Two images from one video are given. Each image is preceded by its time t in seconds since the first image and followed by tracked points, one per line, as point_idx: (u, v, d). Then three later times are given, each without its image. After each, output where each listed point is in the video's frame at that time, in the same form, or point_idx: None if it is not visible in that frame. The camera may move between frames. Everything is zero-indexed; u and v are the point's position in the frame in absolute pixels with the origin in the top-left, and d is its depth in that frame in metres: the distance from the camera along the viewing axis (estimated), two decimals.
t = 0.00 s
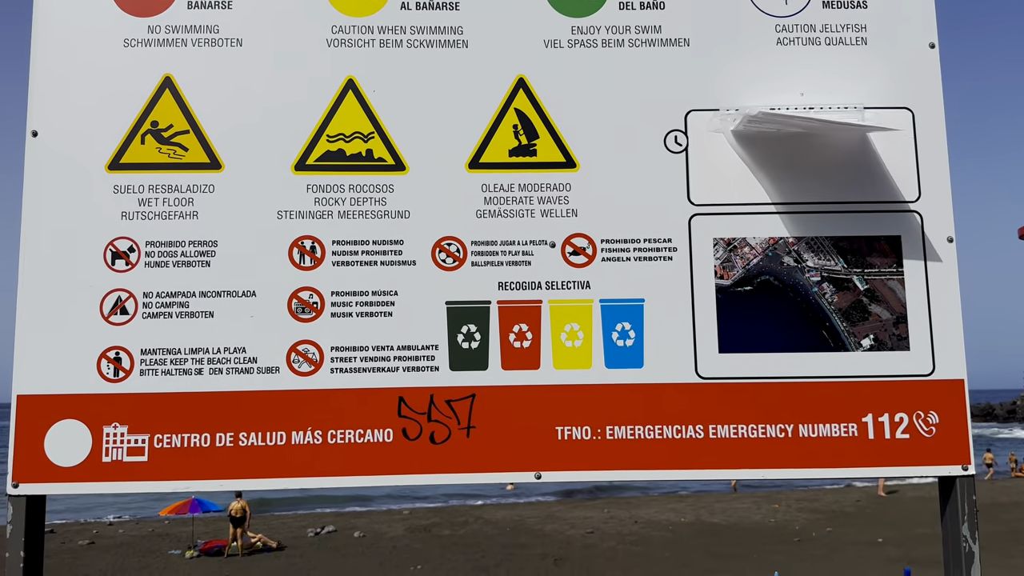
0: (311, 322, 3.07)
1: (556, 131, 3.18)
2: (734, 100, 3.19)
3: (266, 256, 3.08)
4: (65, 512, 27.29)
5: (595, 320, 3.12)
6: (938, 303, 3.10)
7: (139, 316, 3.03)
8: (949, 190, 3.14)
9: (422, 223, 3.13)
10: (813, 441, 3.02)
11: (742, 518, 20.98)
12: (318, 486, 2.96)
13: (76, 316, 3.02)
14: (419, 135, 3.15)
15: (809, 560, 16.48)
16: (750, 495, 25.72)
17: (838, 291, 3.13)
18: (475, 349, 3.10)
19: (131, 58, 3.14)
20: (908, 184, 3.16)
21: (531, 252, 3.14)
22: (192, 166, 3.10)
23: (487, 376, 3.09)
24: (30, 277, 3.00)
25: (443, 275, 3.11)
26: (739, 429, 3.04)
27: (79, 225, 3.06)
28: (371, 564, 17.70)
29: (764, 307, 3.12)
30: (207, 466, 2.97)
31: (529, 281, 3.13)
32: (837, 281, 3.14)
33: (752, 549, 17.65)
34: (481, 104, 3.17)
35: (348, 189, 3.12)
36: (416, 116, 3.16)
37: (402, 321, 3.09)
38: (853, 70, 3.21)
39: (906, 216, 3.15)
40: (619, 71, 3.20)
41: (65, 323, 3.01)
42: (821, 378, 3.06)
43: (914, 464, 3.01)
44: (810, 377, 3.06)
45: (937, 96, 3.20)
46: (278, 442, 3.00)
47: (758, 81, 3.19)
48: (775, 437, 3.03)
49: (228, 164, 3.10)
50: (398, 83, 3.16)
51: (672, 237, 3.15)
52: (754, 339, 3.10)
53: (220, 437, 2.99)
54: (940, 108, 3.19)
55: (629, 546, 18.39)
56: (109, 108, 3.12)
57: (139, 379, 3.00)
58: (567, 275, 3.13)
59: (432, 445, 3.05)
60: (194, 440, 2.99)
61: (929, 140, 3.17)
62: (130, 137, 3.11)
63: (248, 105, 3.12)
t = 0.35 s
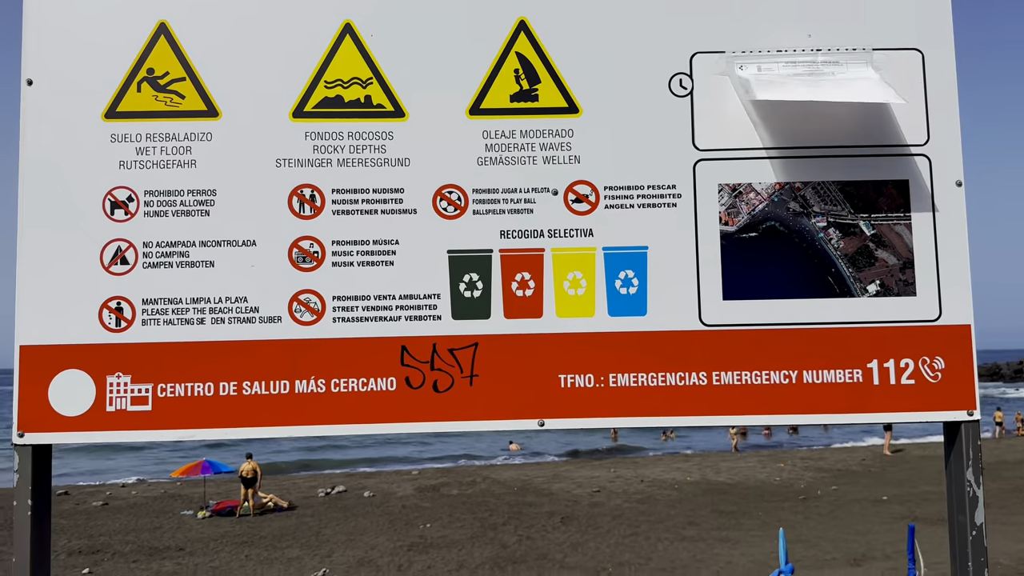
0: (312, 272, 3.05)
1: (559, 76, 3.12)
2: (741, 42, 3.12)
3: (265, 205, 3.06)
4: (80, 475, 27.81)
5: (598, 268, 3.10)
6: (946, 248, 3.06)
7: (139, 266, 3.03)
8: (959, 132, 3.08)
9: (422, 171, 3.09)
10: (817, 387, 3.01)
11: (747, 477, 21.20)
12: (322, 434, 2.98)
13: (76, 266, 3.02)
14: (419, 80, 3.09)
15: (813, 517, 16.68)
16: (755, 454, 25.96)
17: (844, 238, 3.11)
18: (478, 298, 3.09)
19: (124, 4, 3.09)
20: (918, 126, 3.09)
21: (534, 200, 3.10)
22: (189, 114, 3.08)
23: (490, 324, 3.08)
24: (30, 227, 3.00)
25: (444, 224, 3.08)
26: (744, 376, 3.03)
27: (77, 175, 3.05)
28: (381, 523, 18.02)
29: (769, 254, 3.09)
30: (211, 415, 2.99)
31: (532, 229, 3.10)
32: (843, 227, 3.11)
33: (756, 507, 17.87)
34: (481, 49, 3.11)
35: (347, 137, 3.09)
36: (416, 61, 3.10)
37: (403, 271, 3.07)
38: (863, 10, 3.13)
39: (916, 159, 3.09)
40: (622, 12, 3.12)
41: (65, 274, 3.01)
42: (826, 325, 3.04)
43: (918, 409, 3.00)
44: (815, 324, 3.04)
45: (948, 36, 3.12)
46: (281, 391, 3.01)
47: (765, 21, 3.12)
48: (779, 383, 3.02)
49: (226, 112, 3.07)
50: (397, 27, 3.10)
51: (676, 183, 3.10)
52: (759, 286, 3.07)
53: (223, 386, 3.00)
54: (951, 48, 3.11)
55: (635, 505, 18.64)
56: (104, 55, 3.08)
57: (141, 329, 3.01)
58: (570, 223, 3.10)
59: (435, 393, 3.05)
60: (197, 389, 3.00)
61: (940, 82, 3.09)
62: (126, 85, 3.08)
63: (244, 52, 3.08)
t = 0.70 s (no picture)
0: (314, 226, 3.04)
1: (561, 25, 3.06)
2: None
3: (264, 159, 3.03)
4: (92, 444, 28.22)
5: (601, 220, 3.07)
6: (952, 197, 3.04)
7: (139, 221, 3.02)
8: (968, 78, 3.02)
9: (422, 123, 3.05)
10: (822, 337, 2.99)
11: (751, 441, 21.35)
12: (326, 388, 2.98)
13: (77, 221, 3.02)
14: (418, 30, 3.04)
15: (817, 479, 16.82)
16: (759, 419, 26.11)
17: (850, 186, 3.08)
18: (480, 251, 3.07)
19: None
20: (926, 73, 3.04)
21: (536, 152, 3.06)
22: (186, 67, 3.03)
23: (492, 278, 3.06)
24: (28, 182, 2.99)
25: (445, 177, 3.05)
26: (748, 327, 3.01)
27: (74, 129, 3.02)
28: (389, 488, 18.26)
29: (775, 204, 3.06)
30: (215, 369, 3.00)
31: (534, 181, 3.07)
32: (850, 175, 3.08)
33: (760, 470, 18.01)
34: None
35: (346, 89, 3.05)
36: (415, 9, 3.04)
37: (405, 224, 3.05)
38: None
39: (924, 106, 3.05)
40: None
41: (66, 229, 3.01)
42: (831, 275, 3.01)
43: (924, 358, 2.99)
44: (819, 274, 3.02)
45: None
46: (285, 345, 3.01)
47: None
48: (784, 334, 3.00)
49: (224, 64, 3.02)
50: None
51: (680, 133, 3.05)
52: (764, 237, 3.05)
53: (226, 341, 3.00)
54: None
55: (640, 469, 18.82)
56: (98, 6, 3.03)
57: (142, 285, 3.01)
58: (573, 175, 3.06)
59: (438, 347, 3.05)
60: (201, 344, 3.00)
61: (949, 26, 3.03)
62: (121, 37, 3.03)
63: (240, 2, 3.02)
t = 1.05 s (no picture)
0: (313, 186, 3.02)
1: None
2: None
3: (262, 118, 3.00)
4: (99, 419, 28.47)
5: (603, 177, 3.04)
6: (957, 151, 3.01)
7: (139, 182, 3.01)
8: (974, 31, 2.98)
9: (421, 80, 3.01)
10: (825, 294, 2.98)
11: (754, 410, 21.47)
12: (328, 348, 2.98)
13: (76, 181, 3.00)
14: None
15: (819, 448, 16.93)
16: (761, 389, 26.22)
17: (854, 141, 3.06)
18: (481, 210, 3.04)
19: None
20: (932, 26, 3.00)
21: (537, 109, 3.02)
22: (183, 25, 2.99)
23: (494, 237, 3.04)
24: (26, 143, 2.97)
25: (445, 135, 3.01)
26: (751, 285, 3.00)
27: (70, 88, 2.99)
28: (393, 459, 18.43)
29: (779, 159, 3.04)
30: (217, 330, 3.00)
31: (536, 139, 3.03)
32: (854, 130, 3.06)
33: (763, 439, 18.14)
34: None
35: (344, 46, 3.00)
36: None
37: (405, 184, 3.02)
38: None
39: (929, 59, 3.01)
40: None
41: (64, 190, 2.99)
42: (835, 232, 3.00)
43: (928, 314, 2.98)
44: (823, 231, 2.99)
45: None
46: (286, 306, 3.00)
47: None
48: (787, 291, 2.98)
49: (220, 22, 2.98)
50: None
51: (683, 89, 3.01)
52: (768, 193, 3.02)
53: (228, 302, 3.00)
54: None
55: (643, 439, 18.95)
56: None
57: (143, 246, 3.00)
58: (574, 132, 3.02)
59: (440, 307, 3.04)
60: (202, 305, 2.99)
61: None
62: None
63: None
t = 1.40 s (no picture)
0: (311, 147, 2.99)
1: None
2: None
3: (258, 77, 2.97)
4: (101, 399, 28.59)
5: (604, 136, 3.01)
6: (960, 108, 2.99)
7: (135, 143, 2.98)
8: None
9: (419, 39, 2.96)
10: (827, 253, 2.97)
11: (754, 385, 21.56)
12: (328, 311, 2.96)
13: (72, 144, 2.97)
14: None
15: (819, 421, 17.02)
16: (761, 364, 26.32)
17: (858, 99, 3.03)
18: (481, 171, 3.01)
19: None
20: None
21: (537, 67, 2.98)
22: None
23: (494, 198, 3.01)
24: (21, 105, 2.93)
25: (443, 94, 2.98)
26: (753, 245, 2.98)
27: (64, 48, 2.94)
28: (395, 434, 18.54)
29: (781, 118, 3.01)
30: (217, 293, 2.98)
31: (536, 98, 3.00)
32: (857, 88, 3.03)
33: (762, 413, 18.23)
34: None
35: (341, 4, 2.95)
36: None
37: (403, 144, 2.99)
38: None
39: (934, 15, 2.97)
40: None
41: (60, 153, 2.96)
42: (836, 190, 2.98)
43: (931, 272, 2.96)
44: (824, 189, 2.98)
45: None
46: (286, 268, 2.99)
47: None
48: (789, 251, 2.97)
49: None
50: None
51: (685, 46, 2.96)
52: (770, 152, 2.99)
53: (227, 265, 2.98)
54: None
55: (643, 413, 19.04)
56: None
57: (141, 208, 2.98)
58: (575, 91, 2.99)
59: (440, 269, 3.01)
60: (201, 268, 2.98)
61: None
62: None
63: None
